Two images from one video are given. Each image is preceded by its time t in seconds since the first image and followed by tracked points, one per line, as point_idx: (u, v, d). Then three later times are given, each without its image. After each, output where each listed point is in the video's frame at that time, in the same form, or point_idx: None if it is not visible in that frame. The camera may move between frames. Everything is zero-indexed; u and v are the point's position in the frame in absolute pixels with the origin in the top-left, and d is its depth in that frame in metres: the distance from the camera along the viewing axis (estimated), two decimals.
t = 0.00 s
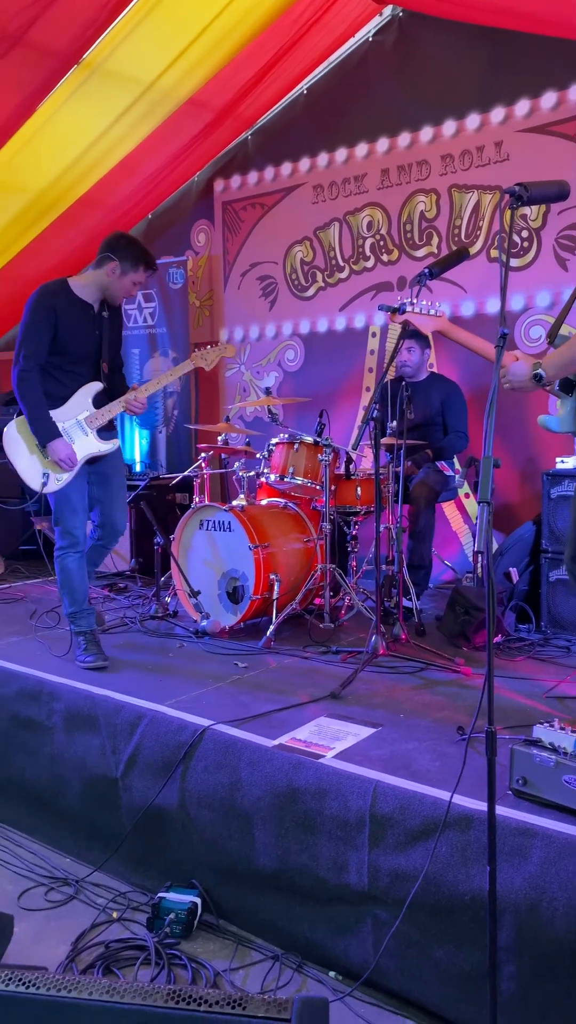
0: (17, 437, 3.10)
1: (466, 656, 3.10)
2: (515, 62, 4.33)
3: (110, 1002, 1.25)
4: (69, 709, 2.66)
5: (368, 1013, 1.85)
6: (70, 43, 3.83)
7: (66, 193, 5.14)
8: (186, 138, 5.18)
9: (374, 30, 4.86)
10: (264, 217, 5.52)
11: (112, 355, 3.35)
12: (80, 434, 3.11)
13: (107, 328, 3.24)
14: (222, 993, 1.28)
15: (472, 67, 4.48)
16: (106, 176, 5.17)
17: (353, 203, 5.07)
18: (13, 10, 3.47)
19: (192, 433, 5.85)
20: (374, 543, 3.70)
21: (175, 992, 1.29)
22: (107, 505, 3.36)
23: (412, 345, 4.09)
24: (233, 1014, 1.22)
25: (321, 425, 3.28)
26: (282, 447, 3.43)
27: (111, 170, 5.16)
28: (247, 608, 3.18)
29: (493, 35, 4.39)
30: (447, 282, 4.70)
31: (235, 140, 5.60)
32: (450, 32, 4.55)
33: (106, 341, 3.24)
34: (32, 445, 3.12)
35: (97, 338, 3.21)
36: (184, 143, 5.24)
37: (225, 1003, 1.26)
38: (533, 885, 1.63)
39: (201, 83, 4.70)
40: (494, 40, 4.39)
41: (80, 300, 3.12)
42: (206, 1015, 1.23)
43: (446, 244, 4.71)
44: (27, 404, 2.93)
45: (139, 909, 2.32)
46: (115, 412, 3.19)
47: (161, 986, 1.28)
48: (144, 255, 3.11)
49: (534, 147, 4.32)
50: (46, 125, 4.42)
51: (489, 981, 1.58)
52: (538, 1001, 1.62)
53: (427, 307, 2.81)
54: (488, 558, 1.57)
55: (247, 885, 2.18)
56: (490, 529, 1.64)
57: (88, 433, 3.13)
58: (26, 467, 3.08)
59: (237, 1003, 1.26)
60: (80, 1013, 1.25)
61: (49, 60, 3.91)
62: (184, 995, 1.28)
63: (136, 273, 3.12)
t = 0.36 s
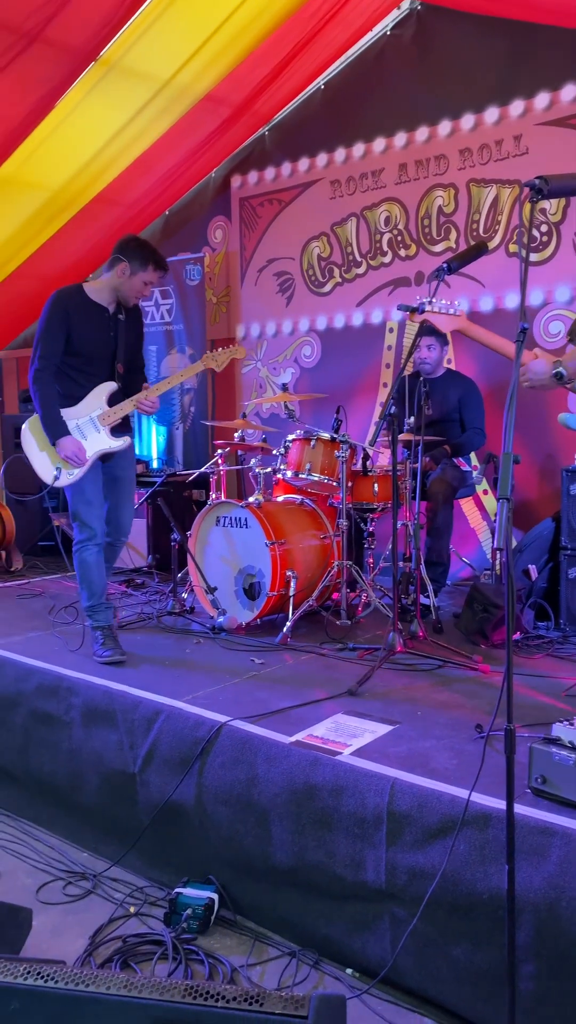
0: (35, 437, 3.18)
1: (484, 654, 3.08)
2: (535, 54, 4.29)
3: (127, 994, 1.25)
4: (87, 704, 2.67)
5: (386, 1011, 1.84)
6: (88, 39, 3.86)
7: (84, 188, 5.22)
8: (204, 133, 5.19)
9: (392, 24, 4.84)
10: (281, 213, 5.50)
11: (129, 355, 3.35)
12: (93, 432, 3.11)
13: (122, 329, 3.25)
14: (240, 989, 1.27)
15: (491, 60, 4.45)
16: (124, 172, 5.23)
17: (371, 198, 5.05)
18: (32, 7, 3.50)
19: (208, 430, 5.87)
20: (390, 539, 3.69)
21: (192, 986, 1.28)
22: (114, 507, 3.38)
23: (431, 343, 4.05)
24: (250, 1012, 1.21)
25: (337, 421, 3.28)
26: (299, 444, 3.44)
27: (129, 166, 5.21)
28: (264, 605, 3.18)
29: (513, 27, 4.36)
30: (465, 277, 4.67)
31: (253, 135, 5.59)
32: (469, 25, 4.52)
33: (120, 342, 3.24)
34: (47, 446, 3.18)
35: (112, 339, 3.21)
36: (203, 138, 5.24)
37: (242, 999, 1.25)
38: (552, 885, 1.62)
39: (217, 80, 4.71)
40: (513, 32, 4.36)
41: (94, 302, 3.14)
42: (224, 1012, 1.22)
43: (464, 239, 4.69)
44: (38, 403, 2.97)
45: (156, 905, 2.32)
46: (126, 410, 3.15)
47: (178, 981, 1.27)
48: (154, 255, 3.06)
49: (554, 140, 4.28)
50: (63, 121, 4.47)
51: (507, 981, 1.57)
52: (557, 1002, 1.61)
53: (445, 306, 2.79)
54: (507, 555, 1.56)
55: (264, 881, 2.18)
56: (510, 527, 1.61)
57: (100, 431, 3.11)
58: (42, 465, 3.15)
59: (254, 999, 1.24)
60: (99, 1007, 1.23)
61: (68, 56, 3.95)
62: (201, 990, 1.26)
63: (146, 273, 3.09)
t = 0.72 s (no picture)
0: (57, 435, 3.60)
1: (506, 652, 3.06)
2: (560, 46, 4.25)
3: (148, 990, 1.25)
4: (108, 700, 2.67)
5: (408, 1009, 1.84)
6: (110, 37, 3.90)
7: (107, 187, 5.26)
8: (226, 130, 5.21)
9: (415, 17, 4.81)
10: (303, 208, 5.48)
11: (150, 362, 3.73)
12: (103, 428, 3.45)
13: (140, 336, 3.64)
14: (261, 985, 1.28)
15: (515, 53, 4.41)
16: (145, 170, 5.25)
17: (393, 193, 5.02)
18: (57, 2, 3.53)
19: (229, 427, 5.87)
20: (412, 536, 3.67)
21: (213, 982, 1.28)
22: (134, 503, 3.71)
23: (450, 336, 4.03)
24: (270, 1009, 1.21)
25: (359, 417, 3.26)
26: (320, 440, 3.43)
27: (149, 164, 5.23)
28: (284, 601, 3.18)
29: (537, 18, 4.31)
30: (488, 272, 4.64)
31: (274, 131, 5.58)
32: (493, 17, 4.48)
33: (137, 348, 3.63)
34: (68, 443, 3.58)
35: (126, 342, 3.60)
36: (225, 133, 5.25)
37: (263, 995, 1.25)
38: (575, 885, 1.60)
39: (239, 75, 4.72)
40: (538, 24, 4.31)
41: (112, 311, 3.57)
42: (245, 1009, 1.22)
43: (487, 234, 4.65)
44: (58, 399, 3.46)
45: (177, 899, 2.33)
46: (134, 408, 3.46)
47: (199, 977, 1.27)
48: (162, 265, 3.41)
49: None
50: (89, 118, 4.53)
51: (530, 980, 1.56)
52: None
53: (469, 301, 2.76)
54: (530, 552, 1.55)
55: (285, 878, 2.18)
56: (533, 523, 1.60)
57: (110, 427, 3.45)
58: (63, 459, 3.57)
59: (274, 996, 1.25)
60: (121, 1003, 1.24)
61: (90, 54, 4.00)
62: (221, 986, 1.27)
63: (157, 282, 3.43)
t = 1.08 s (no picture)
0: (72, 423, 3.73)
1: (529, 652, 3.04)
2: None
3: (170, 984, 1.25)
4: (131, 696, 2.69)
5: (428, 1008, 1.84)
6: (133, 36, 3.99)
7: (132, 185, 5.32)
8: (247, 128, 5.23)
9: (438, 13, 4.78)
10: (325, 206, 5.47)
11: (165, 355, 3.84)
12: (116, 422, 3.59)
13: (153, 331, 3.75)
14: (282, 981, 1.28)
15: (540, 47, 4.38)
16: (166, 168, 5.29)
17: (415, 190, 5.00)
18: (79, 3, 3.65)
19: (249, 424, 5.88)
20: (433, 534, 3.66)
21: (235, 977, 1.29)
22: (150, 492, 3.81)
23: (469, 336, 4.00)
24: (291, 1007, 1.21)
25: (381, 414, 3.26)
26: (341, 437, 3.44)
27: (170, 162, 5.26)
28: (305, 598, 3.18)
29: (562, 11, 4.27)
30: (511, 268, 4.61)
31: (297, 128, 5.57)
32: (517, 11, 4.45)
33: (150, 343, 3.75)
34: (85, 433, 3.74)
35: (138, 339, 3.73)
36: (246, 132, 5.27)
37: (284, 992, 1.25)
38: None
39: (262, 73, 4.73)
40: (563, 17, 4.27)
41: (125, 311, 3.72)
42: (266, 1004, 1.22)
43: (510, 230, 4.62)
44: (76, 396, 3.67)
45: (198, 895, 2.34)
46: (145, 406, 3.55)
47: (221, 972, 1.29)
48: (164, 261, 3.53)
49: None
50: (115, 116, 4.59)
51: (552, 980, 1.56)
52: None
53: (492, 298, 2.76)
54: (553, 552, 1.54)
55: (306, 875, 2.18)
56: (556, 522, 1.59)
57: (122, 423, 3.58)
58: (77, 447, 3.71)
59: (295, 991, 1.25)
60: (143, 995, 1.25)
61: (113, 54, 4.10)
62: (243, 980, 1.28)
63: (159, 278, 3.54)
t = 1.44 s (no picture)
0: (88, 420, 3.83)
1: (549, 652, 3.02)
2: None
3: (187, 980, 1.25)
4: (150, 692, 2.70)
5: (446, 1008, 1.84)
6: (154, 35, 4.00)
7: (151, 185, 5.35)
8: (268, 126, 5.24)
9: (460, 9, 4.76)
10: (345, 203, 5.47)
11: (173, 353, 3.85)
12: (129, 424, 3.66)
13: (157, 331, 3.78)
14: (299, 978, 1.27)
15: (563, 43, 4.34)
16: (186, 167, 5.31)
17: (436, 187, 4.98)
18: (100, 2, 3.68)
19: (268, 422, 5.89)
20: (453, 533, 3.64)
21: (252, 973, 1.28)
22: (161, 486, 3.82)
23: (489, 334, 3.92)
24: (308, 1005, 1.20)
25: (400, 413, 3.25)
26: (360, 436, 3.44)
27: (189, 160, 5.29)
28: (323, 597, 3.19)
29: None
30: (533, 266, 4.58)
31: (317, 126, 5.56)
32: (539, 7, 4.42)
33: (155, 343, 3.77)
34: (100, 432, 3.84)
35: (142, 339, 3.77)
36: (266, 130, 5.29)
37: (301, 989, 1.24)
38: None
39: (282, 71, 4.74)
40: None
41: (129, 312, 3.77)
42: (283, 1000, 1.21)
43: (532, 228, 4.58)
44: (90, 399, 3.80)
45: (216, 891, 2.35)
46: (156, 407, 3.60)
47: (238, 967, 1.28)
48: (151, 258, 3.53)
49: None
50: (136, 116, 4.61)
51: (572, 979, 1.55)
52: None
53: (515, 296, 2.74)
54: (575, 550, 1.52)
55: (323, 873, 2.18)
56: None
57: (134, 425, 3.65)
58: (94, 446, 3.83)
59: (313, 989, 1.24)
60: (161, 988, 1.25)
61: (133, 53, 4.12)
62: (260, 976, 1.26)
63: (148, 275, 3.55)
